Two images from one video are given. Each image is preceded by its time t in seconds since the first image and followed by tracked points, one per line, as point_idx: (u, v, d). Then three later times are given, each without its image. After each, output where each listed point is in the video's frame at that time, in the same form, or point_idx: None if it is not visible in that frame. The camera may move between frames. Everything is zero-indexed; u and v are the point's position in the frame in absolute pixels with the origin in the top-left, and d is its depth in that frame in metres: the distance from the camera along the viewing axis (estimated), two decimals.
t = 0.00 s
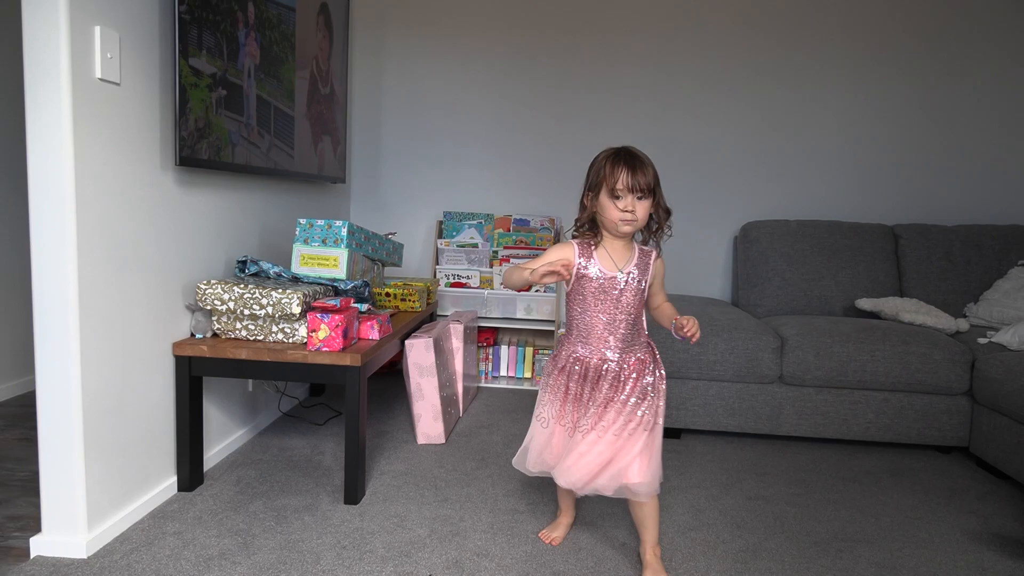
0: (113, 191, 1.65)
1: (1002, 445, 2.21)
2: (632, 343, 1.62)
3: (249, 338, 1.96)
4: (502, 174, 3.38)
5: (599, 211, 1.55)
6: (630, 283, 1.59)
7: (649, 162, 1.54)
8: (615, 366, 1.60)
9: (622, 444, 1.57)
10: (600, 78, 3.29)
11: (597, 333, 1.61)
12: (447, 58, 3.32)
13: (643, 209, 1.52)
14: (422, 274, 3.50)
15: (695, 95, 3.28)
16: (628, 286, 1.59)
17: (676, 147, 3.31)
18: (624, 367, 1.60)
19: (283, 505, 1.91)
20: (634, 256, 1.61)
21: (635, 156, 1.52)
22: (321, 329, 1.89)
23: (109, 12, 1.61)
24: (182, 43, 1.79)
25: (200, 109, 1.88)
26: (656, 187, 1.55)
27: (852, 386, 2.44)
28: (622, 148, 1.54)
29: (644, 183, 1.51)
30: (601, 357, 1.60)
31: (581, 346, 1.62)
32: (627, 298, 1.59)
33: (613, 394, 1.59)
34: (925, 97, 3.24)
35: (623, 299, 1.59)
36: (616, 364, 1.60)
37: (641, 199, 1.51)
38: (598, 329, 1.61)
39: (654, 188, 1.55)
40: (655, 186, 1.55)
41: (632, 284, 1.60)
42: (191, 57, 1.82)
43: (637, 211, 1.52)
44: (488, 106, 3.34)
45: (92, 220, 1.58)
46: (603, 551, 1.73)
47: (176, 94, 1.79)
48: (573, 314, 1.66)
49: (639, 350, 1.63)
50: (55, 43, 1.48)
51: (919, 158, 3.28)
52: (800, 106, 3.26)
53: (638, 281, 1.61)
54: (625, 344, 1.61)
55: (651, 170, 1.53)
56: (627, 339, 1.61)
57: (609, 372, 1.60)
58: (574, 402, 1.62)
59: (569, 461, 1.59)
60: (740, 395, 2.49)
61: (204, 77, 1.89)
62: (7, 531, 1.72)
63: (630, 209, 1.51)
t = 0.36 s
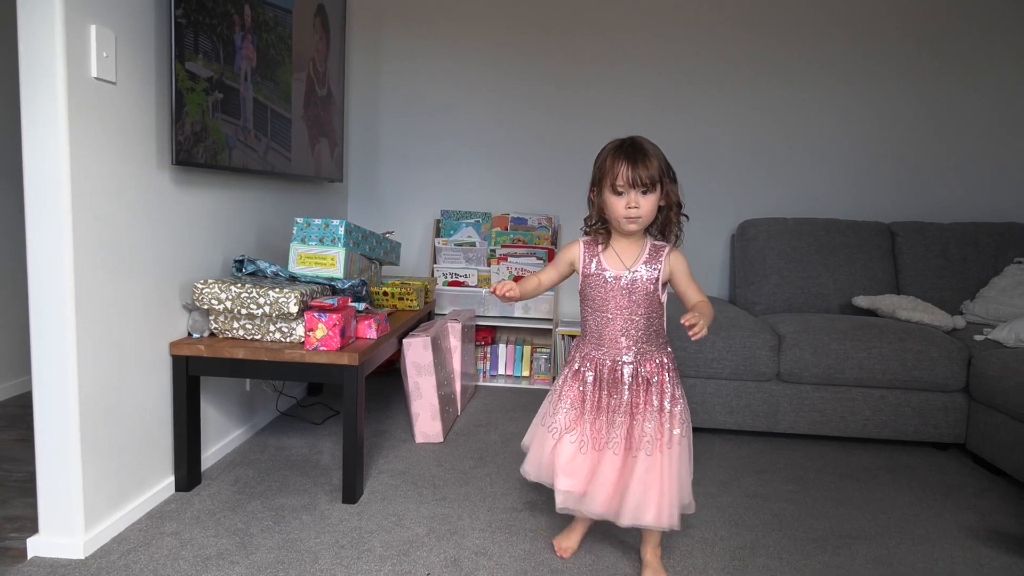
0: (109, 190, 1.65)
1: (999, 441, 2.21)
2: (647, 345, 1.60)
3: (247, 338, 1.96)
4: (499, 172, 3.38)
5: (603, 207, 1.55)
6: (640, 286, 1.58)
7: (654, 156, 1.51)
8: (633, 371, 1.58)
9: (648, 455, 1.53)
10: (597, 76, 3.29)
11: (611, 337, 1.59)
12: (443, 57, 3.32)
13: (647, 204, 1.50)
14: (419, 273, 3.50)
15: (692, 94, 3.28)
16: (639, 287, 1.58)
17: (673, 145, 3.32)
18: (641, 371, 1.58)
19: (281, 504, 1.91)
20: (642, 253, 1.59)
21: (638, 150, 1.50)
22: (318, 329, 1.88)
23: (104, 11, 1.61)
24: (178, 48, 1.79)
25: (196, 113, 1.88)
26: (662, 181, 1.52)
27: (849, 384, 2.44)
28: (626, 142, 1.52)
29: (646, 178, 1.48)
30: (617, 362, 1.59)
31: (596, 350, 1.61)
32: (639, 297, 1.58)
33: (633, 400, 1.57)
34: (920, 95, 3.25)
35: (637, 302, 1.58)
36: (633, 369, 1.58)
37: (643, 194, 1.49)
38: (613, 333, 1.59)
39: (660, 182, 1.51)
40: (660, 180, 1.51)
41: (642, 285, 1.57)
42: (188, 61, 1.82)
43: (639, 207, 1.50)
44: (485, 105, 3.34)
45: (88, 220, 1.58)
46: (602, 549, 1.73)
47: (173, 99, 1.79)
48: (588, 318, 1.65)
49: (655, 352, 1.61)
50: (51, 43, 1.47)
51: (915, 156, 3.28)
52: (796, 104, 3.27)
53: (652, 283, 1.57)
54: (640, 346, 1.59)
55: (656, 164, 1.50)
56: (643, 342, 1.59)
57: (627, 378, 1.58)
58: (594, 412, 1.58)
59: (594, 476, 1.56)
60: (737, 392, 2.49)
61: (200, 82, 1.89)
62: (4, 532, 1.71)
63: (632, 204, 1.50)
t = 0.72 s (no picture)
0: (104, 190, 1.64)
1: (996, 437, 2.22)
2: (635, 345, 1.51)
3: (244, 338, 1.96)
4: (496, 171, 3.38)
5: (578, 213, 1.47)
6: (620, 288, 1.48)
7: (630, 159, 1.41)
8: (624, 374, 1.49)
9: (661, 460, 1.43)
10: (593, 74, 3.29)
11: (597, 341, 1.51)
12: (439, 56, 3.32)
13: (620, 211, 1.40)
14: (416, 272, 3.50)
15: (688, 91, 3.28)
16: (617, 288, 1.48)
17: (669, 143, 3.32)
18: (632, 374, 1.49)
19: (279, 504, 1.91)
20: (618, 258, 1.49)
21: (614, 153, 1.41)
22: (316, 328, 1.88)
23: (99, 11, 1.60)
24: (173, 48, 1.78)
25: (191, 113, 1.87)
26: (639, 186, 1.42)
27: (846, 380, 2.45)
28: (602, 144, 1.43)
29: (618, 182, 1.39)
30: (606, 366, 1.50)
31: (583, 357, 1.52)
32: (616, 299, 1.49)
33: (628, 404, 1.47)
34: (916, 91, 3.25)
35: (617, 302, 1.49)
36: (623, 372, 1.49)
37: (616, 200, 1.40)
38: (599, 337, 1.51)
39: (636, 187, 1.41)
40: (636, 185, 1.41)
41: (616, 286, 1.48)
42: (182, 61, 1.82)
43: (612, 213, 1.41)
44: (481, 104, 3.34)
45: (84, 220, 1.57)
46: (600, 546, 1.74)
47: (167, 99, 1.79)
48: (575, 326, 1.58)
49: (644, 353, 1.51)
50: (45, 43, 1.46)
51: (911, 152, 3.29)
52: (792, 101, 3.27)
53: (627, 287, 1.48)
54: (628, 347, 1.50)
55: (632, 168, 1.41)
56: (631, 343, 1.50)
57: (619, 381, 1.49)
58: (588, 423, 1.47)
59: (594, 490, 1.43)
60: (735, 389, 2.49)
61: (195, 81, 1.88)
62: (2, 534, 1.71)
63: (604, 212, 1.41)
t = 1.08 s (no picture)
0: (101, 190, 1.64)
1: (994, 435, 2.22)
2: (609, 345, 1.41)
3: (242, 337, 1.96)
4: (494, 169, 3.38)
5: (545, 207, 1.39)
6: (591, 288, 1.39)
7: (598, 151, 1.32)
8: (593, 376, 1.39)
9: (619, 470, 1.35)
10: (591, 73, 3.29)
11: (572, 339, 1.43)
12: (438, 55, 3.32)
13: (584, 203, 1.31)
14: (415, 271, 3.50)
15: (685, 90, 3.28)
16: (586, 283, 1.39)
17: (667, 142, 3.32)
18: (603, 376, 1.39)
19: (277, 503, 1.91)
20: (585, 256, 1.39)
21: (580, 143, 1.32)
22: (313, 327, 1.89)
23: (96, 10, 1.60)
24: (170, 47, 1.78)
25: (189, 112, 1.87)
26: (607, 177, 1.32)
27: (844, 378, 2.45)
28: (569, 135, 1.34)
29: (581, 174, 1.29)
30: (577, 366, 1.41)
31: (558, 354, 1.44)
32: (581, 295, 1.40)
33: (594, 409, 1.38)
34: (914, 89, 3.25)
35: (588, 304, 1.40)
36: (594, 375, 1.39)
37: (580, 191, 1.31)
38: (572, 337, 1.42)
39: (602, 179, 1.31)
40: (602, 177, 1.31)
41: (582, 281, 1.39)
42: (179, 60, 1.82)
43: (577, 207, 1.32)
44: (479, 103, 3.34)
45: (82, 219, 1.57)
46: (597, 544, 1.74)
47: (165, 98, 1.79)
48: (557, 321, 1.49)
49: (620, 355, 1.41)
50: (42, 42, 1.47)
51: (909, 151, 3.29)
52: (790, 100, 3.27)
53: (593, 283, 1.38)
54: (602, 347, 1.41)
55: (600, 161, 1.31)
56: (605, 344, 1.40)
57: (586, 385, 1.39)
58: (550, 420, 1.40)
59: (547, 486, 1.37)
60: (733, 388, 2.50)
61: (192, 80, 1.88)
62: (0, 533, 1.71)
63: (569, 205, 1.32)
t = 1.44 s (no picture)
0: (101, 190, 1.64)
1: (995, 433, 2.21)
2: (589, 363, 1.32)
3: (242, 336, 1.96)
4: (494, 168, 3.38)
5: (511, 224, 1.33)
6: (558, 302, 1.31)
7: (557, 160, 1.25)
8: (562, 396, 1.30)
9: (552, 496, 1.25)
10: (591, 72, 3.29)
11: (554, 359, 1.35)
12: (437, 54, 3.32)
13: (542, 214, 1.25)
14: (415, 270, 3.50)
15: (685, 88, 3.28)
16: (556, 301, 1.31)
17: (668, 141, 3.32)
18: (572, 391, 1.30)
19: (277, 502, 1.91)
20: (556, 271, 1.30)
21: (538, 155, 1.26)
22: (313, 327, 1.89)
23: (96, 11, 1.61)
24: (170, 47, 1.79)
25: (189, 112, 1.88)
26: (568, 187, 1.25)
27: (844, 377, 2.45)
28: (528, 147, 1.28)
29: (538, 185, 1.23)
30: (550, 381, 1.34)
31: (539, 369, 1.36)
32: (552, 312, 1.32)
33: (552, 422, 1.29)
34: (914, 87, 3.25)
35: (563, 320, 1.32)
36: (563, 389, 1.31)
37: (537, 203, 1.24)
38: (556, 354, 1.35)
39: (561, 189, 1.24)
40: (562, 187, 1.24)
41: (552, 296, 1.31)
42: (179, 60, 1.82)
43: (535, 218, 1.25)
44: (479, 102, 3.34)
45: (83, 219, 1.58)
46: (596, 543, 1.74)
47: (165, 98, 1.79)
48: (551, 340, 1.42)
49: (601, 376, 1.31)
50: (42, 42, 1.47)
51: (909, 149, 3.28)
52: (790, 98, 3.27)
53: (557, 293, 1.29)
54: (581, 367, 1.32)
55: (559, 170, 1.24)
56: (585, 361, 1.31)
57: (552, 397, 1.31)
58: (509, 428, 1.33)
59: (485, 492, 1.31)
60: (733, 387, 2.50)
61: (192, 80, 1.88)
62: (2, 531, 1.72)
63: (529, 219, 1.25)
